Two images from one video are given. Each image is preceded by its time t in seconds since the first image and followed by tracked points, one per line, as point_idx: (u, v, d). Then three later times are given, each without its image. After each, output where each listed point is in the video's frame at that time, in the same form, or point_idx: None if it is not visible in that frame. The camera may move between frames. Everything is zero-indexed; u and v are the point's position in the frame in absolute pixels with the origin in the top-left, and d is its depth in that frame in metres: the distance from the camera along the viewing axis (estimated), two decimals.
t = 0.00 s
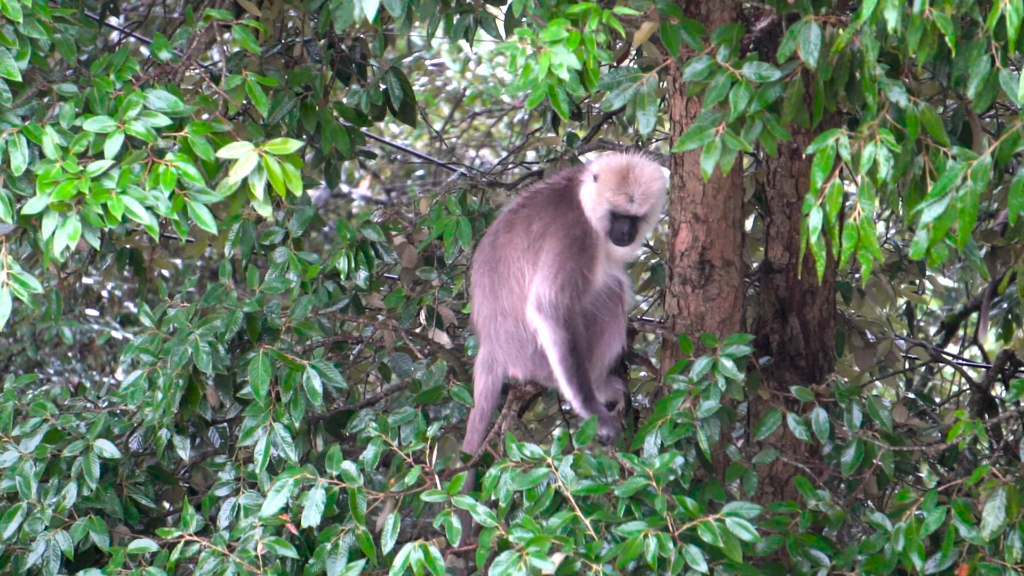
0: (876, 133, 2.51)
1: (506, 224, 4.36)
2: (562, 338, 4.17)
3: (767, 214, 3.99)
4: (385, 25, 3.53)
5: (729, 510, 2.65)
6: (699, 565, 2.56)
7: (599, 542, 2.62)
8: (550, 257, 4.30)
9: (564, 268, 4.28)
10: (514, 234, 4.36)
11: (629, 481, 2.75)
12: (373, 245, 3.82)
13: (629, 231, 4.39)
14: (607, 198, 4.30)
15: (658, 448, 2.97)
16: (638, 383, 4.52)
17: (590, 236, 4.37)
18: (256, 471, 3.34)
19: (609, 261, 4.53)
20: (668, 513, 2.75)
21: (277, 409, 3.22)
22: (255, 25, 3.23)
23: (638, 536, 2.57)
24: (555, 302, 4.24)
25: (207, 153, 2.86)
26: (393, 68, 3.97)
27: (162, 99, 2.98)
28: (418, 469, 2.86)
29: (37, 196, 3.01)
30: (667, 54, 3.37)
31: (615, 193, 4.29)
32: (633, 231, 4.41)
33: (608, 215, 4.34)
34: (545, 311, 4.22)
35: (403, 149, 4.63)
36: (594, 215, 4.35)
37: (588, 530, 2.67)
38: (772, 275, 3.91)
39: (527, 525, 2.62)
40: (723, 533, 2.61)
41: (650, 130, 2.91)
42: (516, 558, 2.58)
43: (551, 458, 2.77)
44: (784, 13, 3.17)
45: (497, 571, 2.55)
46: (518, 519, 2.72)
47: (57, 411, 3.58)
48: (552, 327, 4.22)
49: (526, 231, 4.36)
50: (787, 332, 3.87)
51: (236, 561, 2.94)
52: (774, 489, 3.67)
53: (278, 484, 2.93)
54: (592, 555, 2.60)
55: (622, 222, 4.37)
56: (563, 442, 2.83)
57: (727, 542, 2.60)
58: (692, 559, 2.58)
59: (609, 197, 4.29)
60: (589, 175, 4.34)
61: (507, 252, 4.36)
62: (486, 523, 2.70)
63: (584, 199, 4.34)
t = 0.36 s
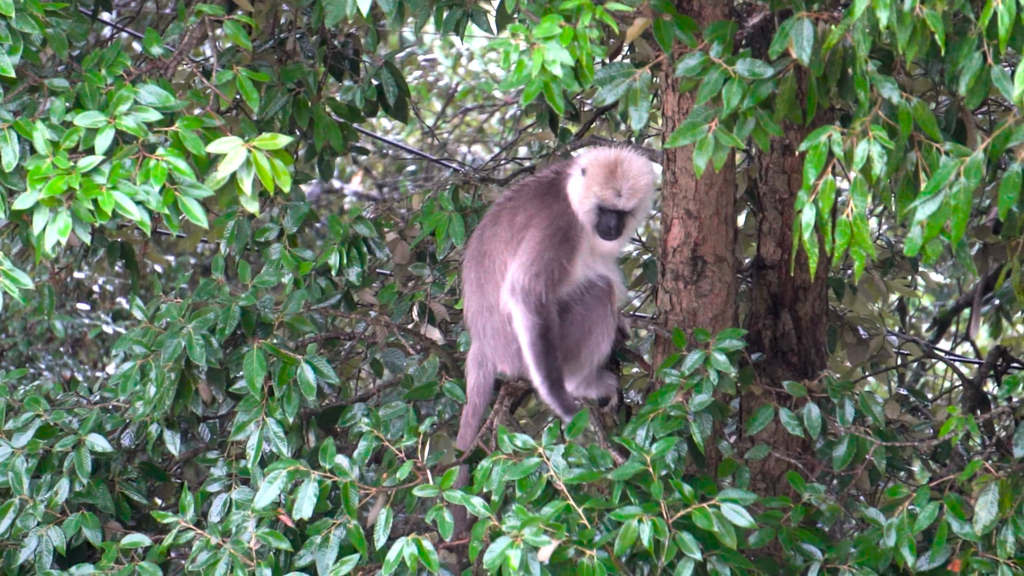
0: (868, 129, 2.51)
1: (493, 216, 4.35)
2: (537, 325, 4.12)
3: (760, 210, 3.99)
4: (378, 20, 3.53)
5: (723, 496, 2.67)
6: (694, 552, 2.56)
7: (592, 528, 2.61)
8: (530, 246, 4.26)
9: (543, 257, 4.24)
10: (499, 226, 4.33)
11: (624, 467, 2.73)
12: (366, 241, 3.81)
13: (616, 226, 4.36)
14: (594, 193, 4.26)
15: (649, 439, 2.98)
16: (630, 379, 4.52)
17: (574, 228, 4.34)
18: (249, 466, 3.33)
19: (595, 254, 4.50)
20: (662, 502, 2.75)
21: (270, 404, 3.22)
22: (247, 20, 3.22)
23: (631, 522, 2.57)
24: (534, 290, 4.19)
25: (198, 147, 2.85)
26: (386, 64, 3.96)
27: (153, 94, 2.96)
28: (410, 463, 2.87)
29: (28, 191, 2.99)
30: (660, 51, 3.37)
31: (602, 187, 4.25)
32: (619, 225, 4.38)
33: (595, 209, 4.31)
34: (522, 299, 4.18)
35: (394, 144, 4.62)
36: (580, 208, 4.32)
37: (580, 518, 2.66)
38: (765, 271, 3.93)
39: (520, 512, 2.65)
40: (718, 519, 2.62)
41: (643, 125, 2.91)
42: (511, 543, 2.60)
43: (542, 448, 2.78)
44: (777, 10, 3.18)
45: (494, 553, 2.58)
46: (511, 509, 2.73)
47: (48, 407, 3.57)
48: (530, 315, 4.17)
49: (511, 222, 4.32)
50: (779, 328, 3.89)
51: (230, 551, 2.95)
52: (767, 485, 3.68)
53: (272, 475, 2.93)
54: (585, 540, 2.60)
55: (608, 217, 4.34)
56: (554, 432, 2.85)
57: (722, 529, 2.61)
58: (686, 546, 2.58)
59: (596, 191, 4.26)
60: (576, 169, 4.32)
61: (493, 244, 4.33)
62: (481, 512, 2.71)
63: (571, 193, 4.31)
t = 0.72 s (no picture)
0: (866, 127, 2.51)
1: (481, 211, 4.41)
2: (511, 309, 4.12)
3: (756, 206, 3.99)
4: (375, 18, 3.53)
5: (719, 483, 2.70)
6: (690, 541, 2.56)
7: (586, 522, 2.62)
8: (513, 236, 4.28)
9: (526, 246, 4.26)
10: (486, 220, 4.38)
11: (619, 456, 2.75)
12: (363, 238, 3.81)
13: (606, 222, 4.42)
14: (584, 189, 4.33)
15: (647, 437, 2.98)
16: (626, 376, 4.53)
17: (563, 222, 4.39)
18: (246, 463, 3.33)
19: (587, 251, 4.56)
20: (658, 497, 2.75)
21: (267, 401, 3.22)
22: (244, 16, 3.22)
23: (625, 510, 2.57)
24: (512, 275, 4.19)
25: (194, 143, 2.85)
26: (383, 61, 3.96)
27: (150, 91, 2.96)
28: (405, 461, 2.86)
29: (25, 188, 2.99)
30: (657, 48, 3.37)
31: (592, 183, 4.31)
32: (610, 221, 4.44)
33: (585, 204, 4.37)
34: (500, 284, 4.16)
35: (391, 141, 4.61)
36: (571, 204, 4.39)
37: (575, 513, 2.66)
38: (762, 268, 3.93)
39: (515, 508, 2.65)
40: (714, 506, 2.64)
41: (640, 123, 2.91)
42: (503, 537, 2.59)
43: (535, 444, 2.78)
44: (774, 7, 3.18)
45: (486, 545, 2.57)
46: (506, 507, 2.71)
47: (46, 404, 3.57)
48: (508, 301, 4.17)
49: (497, 216, 4.37)
50: (777, 325, 3.89)
51: (226, 548, 2.93)
52: (764, 482, 3.69)
53: (269, 468, 2.93)
54: (579, 533, 2.59)
55: (598, 213, 4.40)
56: (548, 429, 2.85)
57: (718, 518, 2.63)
58: (682, 535, 2.58)
59: (586, 187, 4.32)
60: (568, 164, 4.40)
61: (479, 238, 4.37)
62: (475, 508, 2.70)
63: (562, 187, 4.39)
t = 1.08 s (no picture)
0: (862, 127, 2.52)
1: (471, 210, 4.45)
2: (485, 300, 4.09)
3: (752, 205, 3.99)
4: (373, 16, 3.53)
5: (710, 483, 2.69)
6: (681, 544, 2.57)
7: (580, 528, 2.61)
8: (494, 231, 4.30)
9: (506, 241, 4.26)
10: (475, 217, 4.42)
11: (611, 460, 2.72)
12: (359, 236, 3.81)
13: (590, 221, 4.38)
14: (569, 188, 4.29)
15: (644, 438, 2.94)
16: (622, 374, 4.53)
17: (546, 220, 4.39)
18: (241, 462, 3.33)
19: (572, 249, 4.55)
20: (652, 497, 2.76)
21: (263, 400, 3.21)
22: (241, 14, 3.22)
23: (615, 512, 2.58)
24: (490, 267, 4.19)
25: (191, 142, 2.85)
26: (380, 60, 3.96)
27: (147, 89, 2.95)
28: (400, 462, 2.86)
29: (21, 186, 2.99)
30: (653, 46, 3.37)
31: (576, 182, 4.27)
32: (595, 221, 4.40)
33: (570, 203, 4.34)
34: (478, 275, 4.16)
35: (387, 139, 4.61)
36: (556, 202, 4.36)
37: (568, 518, 2.66)
38: (758, 267, 3.93)
39: (507, 516, 2.63)
40: (706, 506, 2.64)
41: (636, 121, 2.91)
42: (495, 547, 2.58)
43: (528, 449, 2.77)
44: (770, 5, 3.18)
45: (476, 559, 2.55)
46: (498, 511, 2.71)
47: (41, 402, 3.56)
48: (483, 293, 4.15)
49: (484, 213, 4.40)
50: (772, 324, 3.89)
51: (220, 552, 2.92)
52: (760, 481, 3.69)
53: (263, 473, 2.93)
54: (573, 540, 2.58)
55: (583, 212, 4.36)
56: (541, 432, 2.85)
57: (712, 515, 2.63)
58: (672, 539, 2.59)
59: (571, 186, 4.28)
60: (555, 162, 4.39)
61: (466, 235, 4.40)
62: (468, 513, 2.71)
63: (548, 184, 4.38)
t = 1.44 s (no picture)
0: (858, 131, 2.52)
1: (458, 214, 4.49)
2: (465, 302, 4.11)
3: (748, 207, 3.99)
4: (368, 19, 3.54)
5: (704, 499, 2.67)
6: (675, 559, 2.57)
7: (574, 541, 2.63)
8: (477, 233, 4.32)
9: (487, 243, 4.28)
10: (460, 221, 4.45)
11: (604, 476, 2.74)
12: (354, 239, 3.81)
13: (575, 224, 4.26)
14: (554, 188, 4.16)
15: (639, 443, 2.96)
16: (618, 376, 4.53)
17: (532, 222, 4.38)
18: (236, 465, 3.33)
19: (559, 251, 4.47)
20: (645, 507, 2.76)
21: (258, 404, 3.21)
22: (237, 17, 3.21)
23: (611, 531, 2.58)
24: (472, 269, 4.19)
25: (188, 145, 2.84)
26: (376, 62, 3.96)
27: (143, 92, 2.95)
28: (395, 470, 2.86)
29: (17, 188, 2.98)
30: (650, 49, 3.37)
31: (561, 184, 4.13)
32: (580, 223, 4.28)
33: (555, 204, 4.22)
34: (459, 278, 4.19)
35: (382, 140, 4.60)
36: (542, 205, 4.28)
37: (564, 529, 2.68)
38: (754, 269, 3.94)
39: (502, 526, 2.64)
40: (699, 522, 2.63)
41: (631, 124, 2.91)
42: (491, 560, 2.59)
43: (524, 459, 2.78)
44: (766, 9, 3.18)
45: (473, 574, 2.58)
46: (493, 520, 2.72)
47: (36, 404, 3.55)
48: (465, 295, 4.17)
49: (469, 216, 4.43)
50: (767, 326, 3.90)
51: (214, 565, 2.91)
52: (755, 484, 3.69)
53: (257, 487, 2.92)
54: (568, 553, 2.61)
55: (568, 214, 4.24)
56: (537, 442, 2.86)
57: (705, 532, 2.62)
58: (667, 552, 2.59)
59: (556, 187, 4.15)
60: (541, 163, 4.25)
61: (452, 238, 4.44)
62: (462, 525, 2.70)
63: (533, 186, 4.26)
